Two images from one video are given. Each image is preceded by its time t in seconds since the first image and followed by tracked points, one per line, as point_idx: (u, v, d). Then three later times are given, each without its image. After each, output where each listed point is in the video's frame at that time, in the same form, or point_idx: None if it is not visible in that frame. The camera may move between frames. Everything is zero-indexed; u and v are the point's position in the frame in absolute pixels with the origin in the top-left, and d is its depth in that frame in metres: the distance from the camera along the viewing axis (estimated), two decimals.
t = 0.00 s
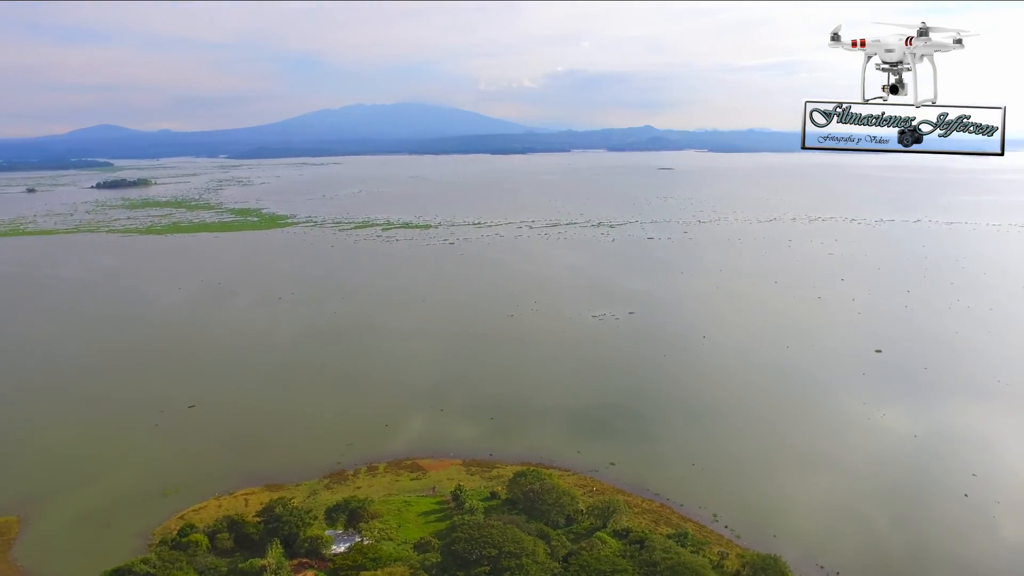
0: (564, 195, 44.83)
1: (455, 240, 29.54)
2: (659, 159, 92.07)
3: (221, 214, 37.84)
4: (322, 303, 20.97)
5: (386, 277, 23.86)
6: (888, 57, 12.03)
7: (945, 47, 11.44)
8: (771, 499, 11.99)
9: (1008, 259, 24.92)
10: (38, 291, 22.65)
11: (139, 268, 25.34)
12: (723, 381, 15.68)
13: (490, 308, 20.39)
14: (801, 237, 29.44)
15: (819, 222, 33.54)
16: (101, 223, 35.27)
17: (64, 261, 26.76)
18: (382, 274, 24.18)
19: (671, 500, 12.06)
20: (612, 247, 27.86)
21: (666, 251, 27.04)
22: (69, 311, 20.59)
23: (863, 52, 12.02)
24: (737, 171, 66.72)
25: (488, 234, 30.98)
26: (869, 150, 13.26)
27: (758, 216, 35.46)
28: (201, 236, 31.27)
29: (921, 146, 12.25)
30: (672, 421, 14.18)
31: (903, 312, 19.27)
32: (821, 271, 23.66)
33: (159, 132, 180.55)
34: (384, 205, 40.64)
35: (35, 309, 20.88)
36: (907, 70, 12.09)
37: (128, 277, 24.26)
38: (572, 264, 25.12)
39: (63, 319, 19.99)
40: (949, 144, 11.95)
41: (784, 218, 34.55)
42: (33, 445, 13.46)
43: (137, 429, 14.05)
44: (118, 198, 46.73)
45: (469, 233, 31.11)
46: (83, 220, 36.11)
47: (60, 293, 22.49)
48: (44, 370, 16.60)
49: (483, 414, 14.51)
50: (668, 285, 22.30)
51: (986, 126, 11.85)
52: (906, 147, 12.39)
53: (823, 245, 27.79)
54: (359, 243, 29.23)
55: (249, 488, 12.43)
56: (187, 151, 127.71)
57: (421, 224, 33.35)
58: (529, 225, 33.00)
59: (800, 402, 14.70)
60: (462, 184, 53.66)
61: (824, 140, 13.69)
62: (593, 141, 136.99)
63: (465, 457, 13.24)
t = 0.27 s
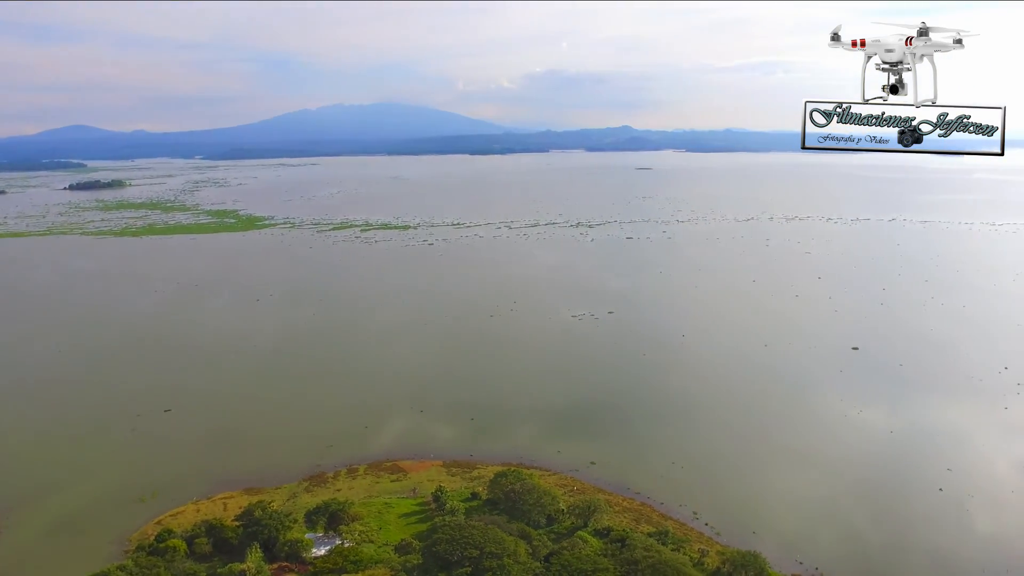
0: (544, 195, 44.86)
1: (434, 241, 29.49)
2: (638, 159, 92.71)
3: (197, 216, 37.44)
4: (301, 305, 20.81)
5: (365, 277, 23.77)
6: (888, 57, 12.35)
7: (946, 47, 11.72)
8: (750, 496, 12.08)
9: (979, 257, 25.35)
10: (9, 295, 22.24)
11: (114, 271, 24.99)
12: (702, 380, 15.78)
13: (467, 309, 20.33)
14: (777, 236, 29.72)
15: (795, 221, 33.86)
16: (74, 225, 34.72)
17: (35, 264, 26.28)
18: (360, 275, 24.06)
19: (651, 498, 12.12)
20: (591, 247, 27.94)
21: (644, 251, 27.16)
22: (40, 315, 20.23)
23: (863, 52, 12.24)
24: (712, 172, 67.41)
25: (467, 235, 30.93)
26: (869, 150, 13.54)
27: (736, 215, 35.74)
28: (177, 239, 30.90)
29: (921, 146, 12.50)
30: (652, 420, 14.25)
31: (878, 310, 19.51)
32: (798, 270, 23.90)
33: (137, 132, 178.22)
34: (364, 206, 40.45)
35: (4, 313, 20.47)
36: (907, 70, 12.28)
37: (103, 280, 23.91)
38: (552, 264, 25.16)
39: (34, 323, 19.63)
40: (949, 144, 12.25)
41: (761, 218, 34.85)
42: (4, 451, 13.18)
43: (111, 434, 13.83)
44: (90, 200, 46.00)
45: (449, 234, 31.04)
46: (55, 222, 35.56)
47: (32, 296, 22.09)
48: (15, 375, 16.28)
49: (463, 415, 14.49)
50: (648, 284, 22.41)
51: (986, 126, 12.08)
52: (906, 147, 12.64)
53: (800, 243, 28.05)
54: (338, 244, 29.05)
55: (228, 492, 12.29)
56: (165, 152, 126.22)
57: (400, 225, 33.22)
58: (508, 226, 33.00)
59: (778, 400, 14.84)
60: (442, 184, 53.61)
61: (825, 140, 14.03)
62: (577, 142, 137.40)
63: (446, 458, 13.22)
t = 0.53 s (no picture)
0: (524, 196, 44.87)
1: (412, 241, 29.43)
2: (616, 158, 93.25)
3: (173, 217, 37.04)
4: (278, 307, 20.66)
5: (344, 278, 23.66)
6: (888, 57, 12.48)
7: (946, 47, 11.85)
8: (729, 493, 12.16)
9: (948, 254, 25.83)
10: None
11: (87, 274, 24.59)
12: (680, 379, 15.86)
13: (445, 310, 20.29)
14: (753, 236, 29.96)
15: (771, 220, 34.20)
16: (46, 227, 34.14)
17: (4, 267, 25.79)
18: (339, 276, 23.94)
19: (631, 497, 12.17)
20: (569, 247, 27.98)
21: (623, 251, 27.25)
22: (9, 320, 19.85)
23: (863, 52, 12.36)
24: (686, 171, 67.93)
25: (445, 235, 30.84)
26: (869, 150, 13.79)
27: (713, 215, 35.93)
28: (151, 241, 30.51)
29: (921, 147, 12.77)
30: (631, 419, 14.28)
31: (852, 308, 19.76)
32: (774, 269, 24.08)
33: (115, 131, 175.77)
34: (343, 207, 40.22)
35: None
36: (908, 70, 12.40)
37: (75, 283, 23.54)
38: (531, 264, 25.17)
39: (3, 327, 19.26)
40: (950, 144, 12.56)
41: (738, 217, 35.10)
42: None
43: (85, 440, 13.62)
44: (61, 201, 45.23)
45: (427, 234, 30.94)
46: (25, 224, 34.88)
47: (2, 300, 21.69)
48: None
49: (443, 416, 14.45)
50: (625, 284, 22.49)
51: (987, 126, 12.37)
52: (906, 147, 12.92)
53: (775, 242, 28.36)
54: (316, 246, 28.86)
55: (206, 497, 12.15)
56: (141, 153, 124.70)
57: (378, 226, 33.04)
58: (486, 226, 32.94)
59: (756, 398, 14.94)
60: (421, 185, 53.57)
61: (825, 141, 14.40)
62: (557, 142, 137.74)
63: (426, 459, 13.19)
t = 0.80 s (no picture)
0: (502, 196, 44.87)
1: (391, 242, 29.33)
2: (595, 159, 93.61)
3: (147, 219, 36.62)
4: (254, 309, 20.51)
5: (322, 280, 23.53)
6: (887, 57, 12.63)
7: (945, 47, 11.96)
8: (708, 490, 12.23)
9: (920, 252, 26.26)
10: None
11: (61, 278, 24.16)
12: (659, 378, 15.92)
13: (424, 311, 20.24)
14: (729, 235, 30.18)
15: (748, 219, 34.49)
16: (15, 230, 33.54)
17: None
18: (317, 278, 23.77)
19: (611, 495, 12.21)
20: (547, 247, 28.02)
21: (600, 251, 27.33)
22: None
23: (863, 52, 12.51)
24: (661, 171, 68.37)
25: (422, 236, 30.72)
26: (869, 149, 13.95)
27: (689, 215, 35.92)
28: (124, 243, 30.13)
29: (922, 145, 12.93)
30: (610, 418, 14.31)
31: (828, 306, 19.97)
32: (750, 267, 24.25)
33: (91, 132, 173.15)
34: (322, 208, 40.00)
35: None
36: (907, 70, 12.50)
37: (46, 287, 23.18)
38: (509, 264, 25.17)
39: None
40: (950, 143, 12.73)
41: (715, 217, 35.37)
42: None
43: (57, 447, 13.41)
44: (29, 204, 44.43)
45: (404, 235, 30.82)
46: None
47: None
48: None
49: (422, 418, 14.41)
50: (604, 284, 22.55)
51: (987, 126, 12.50)
52: (906, 147, 13.06)
53: (751, 241, 28.58)
54: (293, 247, 28.70)
55: (183, 501, 12.01)
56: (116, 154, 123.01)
57: (355, 227, 32.84)
58: (462, 227, 32.83)
59: (734, 396, 15.04)
60: (397, 185, 53.44)
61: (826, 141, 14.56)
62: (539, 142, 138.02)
63: (406, 461, 13.14)
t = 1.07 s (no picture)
0: (480, 196, 44.94)
1: (368, 243, 29.21)
2: (574, 158, 94.06)
3: (120, 221, 36.08)
4: (230, 312, 20.32)
5: (299, 281, 23.38)
6: (889, 57, 13.03)
7: (945, 47, 12.51)
8: (687, 488, 12.29)
9: (891, 250, 26.71)
10: None
11: (31, 282, 23.66)
12: (638, 377, 15.99)
13: (401, 312, 20.16)
14: (705, 234, 30.48)
15: (724, 218, 34.77)
16: None
17: None
18: (293, 280, 23.60)
19: (591, 495, 12.23)
20: (525, 247, 28.07)
21: (579, 250, 27.44)
22: None
23: (865, 52, 13.00)
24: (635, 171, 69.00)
25: (400, 237, 30.64)
26: (870, 149, 14.54)
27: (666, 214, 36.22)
28: (95, 246, 29.61)
29: (922, 144, 13.49)
30: (590, 418, 14.34)
31: (804, 304, 20.21)
32: (727, 266, 24.49)
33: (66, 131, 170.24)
34: (299, 209, 39.73)
35: None
36: (906, 70, 13.01)
37: (16, 291, 22.71)
38: (487, 265, 25.19)
39: None
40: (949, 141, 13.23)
41: (692, 216, 35.69)
42: None
43: (28, 454, 13.13)
44: None
45: (382, 236, 30.71)
46: None
47: None
48: None
49: (401, 419, 14.36)
50: (583, 284, 22.61)
51: (985, 127, 13.10)
52: (906, 146, 13.65)
53: (728, 240, 28.89)
54: (269, 249, 28.48)
55: (159, 507, 11.82)
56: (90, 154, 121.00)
57: (332, 228, 32.66)
58: (440, 227, 32.79)
59: (712, 394, 15.13)
60: (374, 186, 53.32)
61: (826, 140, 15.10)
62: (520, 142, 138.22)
63: (386, 463, 13.07)
